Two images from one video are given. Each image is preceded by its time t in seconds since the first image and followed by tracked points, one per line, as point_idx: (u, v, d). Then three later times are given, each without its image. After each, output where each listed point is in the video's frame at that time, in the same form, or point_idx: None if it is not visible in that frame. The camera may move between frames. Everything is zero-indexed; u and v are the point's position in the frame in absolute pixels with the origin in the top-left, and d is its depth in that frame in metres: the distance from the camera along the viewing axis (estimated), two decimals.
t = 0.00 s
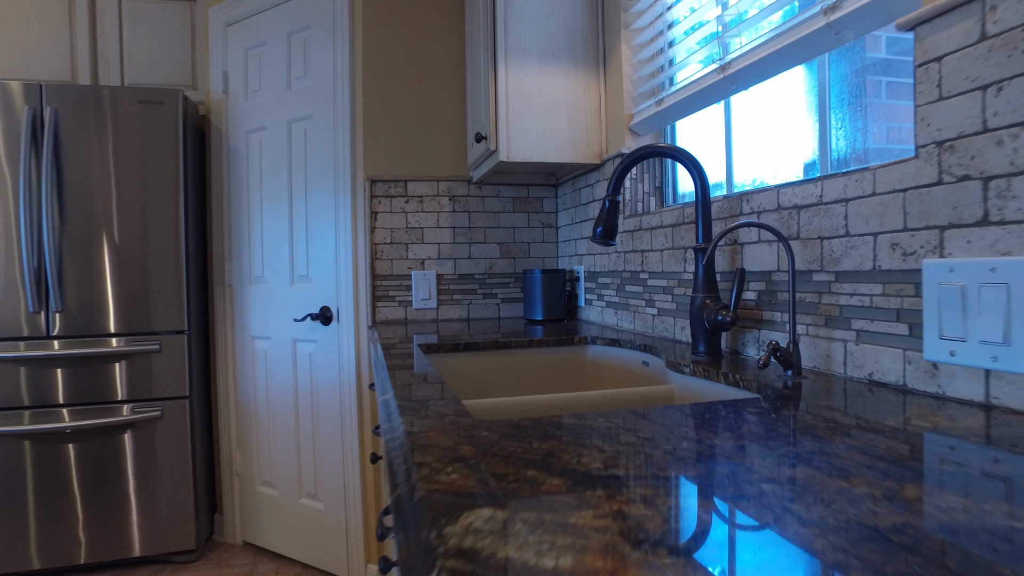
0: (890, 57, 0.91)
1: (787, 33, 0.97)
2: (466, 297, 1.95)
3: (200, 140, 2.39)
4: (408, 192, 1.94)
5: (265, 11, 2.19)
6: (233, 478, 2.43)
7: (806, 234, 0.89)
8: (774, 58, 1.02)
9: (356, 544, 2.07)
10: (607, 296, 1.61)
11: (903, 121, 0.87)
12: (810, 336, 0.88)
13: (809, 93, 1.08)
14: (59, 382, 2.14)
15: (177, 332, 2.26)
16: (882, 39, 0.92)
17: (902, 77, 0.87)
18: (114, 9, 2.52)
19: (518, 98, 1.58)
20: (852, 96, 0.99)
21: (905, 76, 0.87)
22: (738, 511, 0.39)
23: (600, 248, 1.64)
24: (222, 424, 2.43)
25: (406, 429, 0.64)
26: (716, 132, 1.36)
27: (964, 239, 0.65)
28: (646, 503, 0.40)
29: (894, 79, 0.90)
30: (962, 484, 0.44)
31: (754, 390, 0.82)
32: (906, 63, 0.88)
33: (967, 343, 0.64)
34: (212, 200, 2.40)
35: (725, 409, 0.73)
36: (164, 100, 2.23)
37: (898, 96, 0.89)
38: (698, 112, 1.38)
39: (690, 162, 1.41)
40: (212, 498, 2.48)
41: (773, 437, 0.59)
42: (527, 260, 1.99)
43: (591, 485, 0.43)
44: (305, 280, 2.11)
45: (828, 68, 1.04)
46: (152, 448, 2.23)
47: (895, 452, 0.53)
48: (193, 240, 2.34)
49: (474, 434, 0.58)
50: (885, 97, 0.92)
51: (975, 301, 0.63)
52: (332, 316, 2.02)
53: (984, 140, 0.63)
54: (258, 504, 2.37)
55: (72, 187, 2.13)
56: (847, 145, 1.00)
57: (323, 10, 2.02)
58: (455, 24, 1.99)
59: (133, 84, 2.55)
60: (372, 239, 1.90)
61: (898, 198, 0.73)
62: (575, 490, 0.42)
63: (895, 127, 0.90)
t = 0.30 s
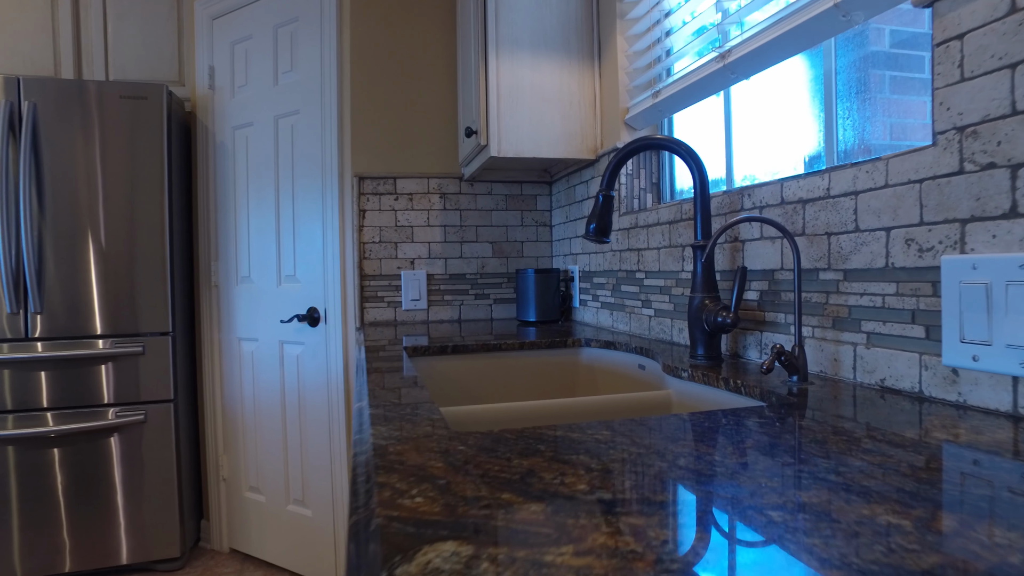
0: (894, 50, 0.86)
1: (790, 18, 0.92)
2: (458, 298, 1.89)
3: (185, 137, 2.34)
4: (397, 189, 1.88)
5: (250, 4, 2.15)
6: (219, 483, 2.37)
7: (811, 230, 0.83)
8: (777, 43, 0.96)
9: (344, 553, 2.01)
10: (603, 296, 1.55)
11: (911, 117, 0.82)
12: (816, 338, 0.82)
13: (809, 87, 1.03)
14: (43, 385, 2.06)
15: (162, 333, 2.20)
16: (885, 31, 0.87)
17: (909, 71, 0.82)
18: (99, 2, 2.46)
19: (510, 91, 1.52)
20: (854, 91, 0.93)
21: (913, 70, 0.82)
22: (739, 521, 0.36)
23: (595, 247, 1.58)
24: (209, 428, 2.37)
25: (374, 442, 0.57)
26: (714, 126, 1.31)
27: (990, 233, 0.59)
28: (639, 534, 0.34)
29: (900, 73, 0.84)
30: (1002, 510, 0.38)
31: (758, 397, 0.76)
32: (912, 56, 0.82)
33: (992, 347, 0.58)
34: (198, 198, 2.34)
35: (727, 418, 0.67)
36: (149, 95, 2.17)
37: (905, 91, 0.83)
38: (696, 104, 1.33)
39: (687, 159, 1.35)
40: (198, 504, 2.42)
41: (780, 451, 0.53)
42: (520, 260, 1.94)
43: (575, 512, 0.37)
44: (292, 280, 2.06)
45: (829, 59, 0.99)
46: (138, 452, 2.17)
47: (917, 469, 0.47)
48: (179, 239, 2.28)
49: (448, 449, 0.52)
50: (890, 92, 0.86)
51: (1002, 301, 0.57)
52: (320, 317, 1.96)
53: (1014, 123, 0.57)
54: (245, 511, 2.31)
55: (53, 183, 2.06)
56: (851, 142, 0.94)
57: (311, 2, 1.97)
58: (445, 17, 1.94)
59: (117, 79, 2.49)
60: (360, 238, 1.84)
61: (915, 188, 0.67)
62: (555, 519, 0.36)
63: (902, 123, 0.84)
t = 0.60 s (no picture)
0: (894, 47, 0.84)
1: (788, 9, 0.89)
2: (452, 299, 1.86)
3: (176, 134, 2.31)
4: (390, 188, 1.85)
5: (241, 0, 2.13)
6: (211, 486, 2.34)
7: (812, 227, 0.80)
8: (775, 35, 0.93)
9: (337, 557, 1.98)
10: (598, 296, 1.53)
11: (912, 115, 0.79)
12: (817, 339, 0.80)
13: (808, 83, 1.00)
14: (32, 387, 2.03)
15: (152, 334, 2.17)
16: (886, 27, 0.84)
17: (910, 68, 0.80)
18: None
19: (504, 87, 1.49)
20: (853, 88, 0.90)
21: (914, 68, 0.79)
22: (737, 529, 0.34)
23: (591, 246, 1.56)
24: (200, 430, 2.33)
25: (353, 446, 0.54)
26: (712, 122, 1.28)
27: (1001, 227, 0.56)
28: (630, 549, 0.31)
29: (900, 70, 0.82)
30: (1020, 521, 0.35)
31: (758, 399, 0.73)
32: (913, 53, 0.80)
33: (1003, 348, 0.56)
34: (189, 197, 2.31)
35: (726, 420, 0.64)
36: (139, 92, 2.14)
37: (906, 89, 0.81)
38: (693, 100, 1.30)
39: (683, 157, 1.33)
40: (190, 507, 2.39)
41: (780, 457, 0.50)
42: (515, 260, 1.91)
43: (560, 524, 0.34)
44: (283, 280, 2.03)
45: (830, 54, 0.96)
46: (128, 454, 2.13)
47: (925, 476, 0.44)
48: (170, 238, 2.25)
49: (429, 454, 0.49)
50: (890, 89, 0.83)
51: (1013, 299, 0.55)
52: (312, 318, 1.93)
53: None
54: (237, 514, 2.28)
55: (41, 180, 2.03)
56: (850, 139, 0.92)
57: None
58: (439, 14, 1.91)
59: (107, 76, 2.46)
60: (352, 237, 1.81)
61: (920, 182, 0.65)
62: (538, 532, 0.33)
63: (903, 121, 0.81)
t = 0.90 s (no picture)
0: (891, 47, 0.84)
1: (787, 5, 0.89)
2: (450, 297, 1.87)
3: (175, 134, 2.31)
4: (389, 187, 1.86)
5: None
6: (210, 486, 2.34)
7: (809, 223, 0.81)
8: (772, 32, 0.93)
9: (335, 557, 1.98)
10: (596, 295, 1.53)
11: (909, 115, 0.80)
12: (814, 335, 0.80)
13: (805, 82, 1.01)
14: (30, 387, 2.03)
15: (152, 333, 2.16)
16: (883, 26, 0.85)
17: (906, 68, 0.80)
18: None
19: (503, 86, 1.50)
20: (850, 87, 0.91)
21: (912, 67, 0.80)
22: (734, 523, 0.34)
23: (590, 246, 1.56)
24: (200, 430, 2.33)
25: (352, 439, 0.54)
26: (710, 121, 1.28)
27: (1000, 220, 0.57)
28: (630, 537, 0.31)
29: (897, 70, 0.82)
30: (1013, 509, 0.35)
31: (756, 393, 0.74)
32: (910, 53, 0.80)
33: (998, 341, 0.56)
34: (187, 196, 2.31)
35: (725, 414, 0.64)
36: (138, 91, 2.14)
37: (903, 88, 0.81)
38: (691, 98, 1.31)
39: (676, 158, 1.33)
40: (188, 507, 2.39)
41: (777, 450, 0.50)
42: (513, 259, 1.91)
43: (558, 513, 0.34)
44: (282, 279, 2.03)
45: (827, 53, 0.96)
46: (127, 454, 2.13)
47: (920, 468, 0.45)
48: (168, 238, 2.25)
49: (427, 447, 0.49)
50: (887, 89, 0.84)
51: (1009, 293, 0.55)
52: (310, 317, 1.93)
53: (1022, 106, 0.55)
54: (235, 514, 2.28)
55: (39, 180, 2.03)
56: (847, 137, 0.92)
57: None
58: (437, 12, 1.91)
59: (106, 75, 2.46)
60: (351, 236, 1.81)
61: (916, 177, 0.65)
62: (536, 519, 0.33)
63: (900, 120, 0.82)
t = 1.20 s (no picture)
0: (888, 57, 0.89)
1: (784, 28, 0.95)
2: (460, 301, 1.93)
3: (189, 141, 2.37)
4: (400, 194, 1.92)
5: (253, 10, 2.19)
6: (224, 484, 2.40)
7: (805, 234, 0.87)
8: (770, 53, 0.99)
9: (348, 553, 2.04)
10: (602, 299, 1.59)
11: (903, 124, 0.85)
12: (809, 338, 0.86)
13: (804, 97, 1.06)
14: (48, 387, 2.09)
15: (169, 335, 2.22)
16: (879, 39, 0.90)
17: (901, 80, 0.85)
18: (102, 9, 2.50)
19: (512, 98, 1.56)
20: (850, 98, 0.96)
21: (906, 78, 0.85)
22: (738, 518, 0.36)
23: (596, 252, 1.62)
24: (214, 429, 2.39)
25: (392, 433, 0.60)
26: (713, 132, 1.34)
27: (974, 235, 0.63)
28: (647, 510, 0.37)
29: (893, 80, 0.87)
30: (971, 488, 0.42)
31: (756, 392, 0.80)
32: (904, 64, 0.85)
33: (973, 344, 0.62)
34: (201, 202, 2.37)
35: (727, 411, 0.70)
36: (154, 100, 2.20)
37: (899, 98, 0.86)
38: (695, 110, 1.36)
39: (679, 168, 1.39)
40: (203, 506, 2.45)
41: (773, 442, 0.57)
42: (521, 263, 1.97)
43: (586, 492, 0.40)
44: (296, 283, 2.09)
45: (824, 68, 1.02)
46: (145, 453, 2.20)
47: (898, 456, 0.51)
48: (184, 243, 2.31)
49: (463, 439, 0.55)
50: (884, 99, 0.89)
51: (982, 301, 0.61)
52: (324, 320, 1.99)
53: (993, 132, 0.61)
54: (250, 512, 2.34)
55: (60, 188, 2.10)
56: (844, 147, 0.98)
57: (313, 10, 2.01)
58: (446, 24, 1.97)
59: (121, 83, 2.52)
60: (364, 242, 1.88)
61: (902, 194, 0.71)
62: (567, 497, 0.39)
63: (895, 129, 0.87)
